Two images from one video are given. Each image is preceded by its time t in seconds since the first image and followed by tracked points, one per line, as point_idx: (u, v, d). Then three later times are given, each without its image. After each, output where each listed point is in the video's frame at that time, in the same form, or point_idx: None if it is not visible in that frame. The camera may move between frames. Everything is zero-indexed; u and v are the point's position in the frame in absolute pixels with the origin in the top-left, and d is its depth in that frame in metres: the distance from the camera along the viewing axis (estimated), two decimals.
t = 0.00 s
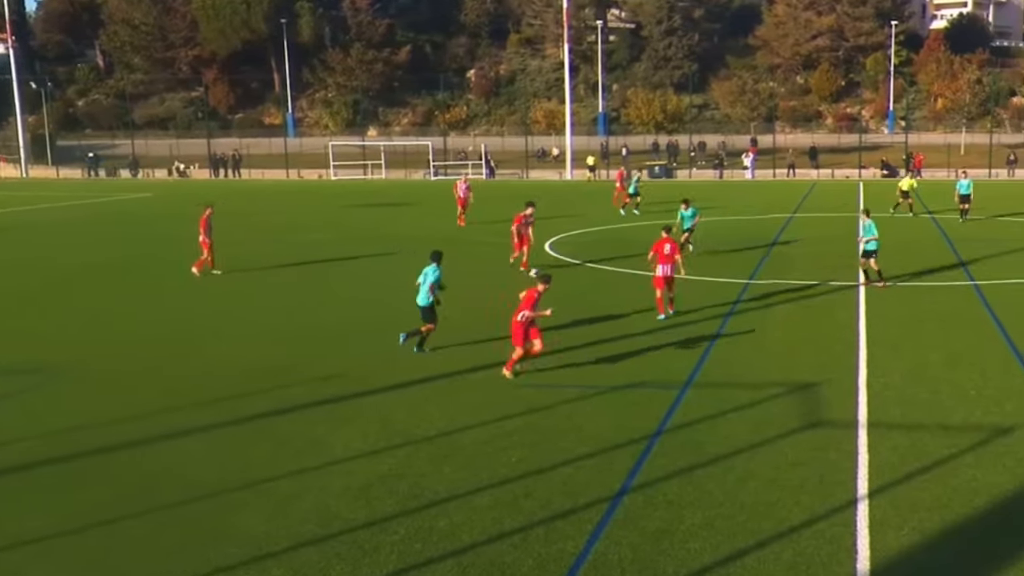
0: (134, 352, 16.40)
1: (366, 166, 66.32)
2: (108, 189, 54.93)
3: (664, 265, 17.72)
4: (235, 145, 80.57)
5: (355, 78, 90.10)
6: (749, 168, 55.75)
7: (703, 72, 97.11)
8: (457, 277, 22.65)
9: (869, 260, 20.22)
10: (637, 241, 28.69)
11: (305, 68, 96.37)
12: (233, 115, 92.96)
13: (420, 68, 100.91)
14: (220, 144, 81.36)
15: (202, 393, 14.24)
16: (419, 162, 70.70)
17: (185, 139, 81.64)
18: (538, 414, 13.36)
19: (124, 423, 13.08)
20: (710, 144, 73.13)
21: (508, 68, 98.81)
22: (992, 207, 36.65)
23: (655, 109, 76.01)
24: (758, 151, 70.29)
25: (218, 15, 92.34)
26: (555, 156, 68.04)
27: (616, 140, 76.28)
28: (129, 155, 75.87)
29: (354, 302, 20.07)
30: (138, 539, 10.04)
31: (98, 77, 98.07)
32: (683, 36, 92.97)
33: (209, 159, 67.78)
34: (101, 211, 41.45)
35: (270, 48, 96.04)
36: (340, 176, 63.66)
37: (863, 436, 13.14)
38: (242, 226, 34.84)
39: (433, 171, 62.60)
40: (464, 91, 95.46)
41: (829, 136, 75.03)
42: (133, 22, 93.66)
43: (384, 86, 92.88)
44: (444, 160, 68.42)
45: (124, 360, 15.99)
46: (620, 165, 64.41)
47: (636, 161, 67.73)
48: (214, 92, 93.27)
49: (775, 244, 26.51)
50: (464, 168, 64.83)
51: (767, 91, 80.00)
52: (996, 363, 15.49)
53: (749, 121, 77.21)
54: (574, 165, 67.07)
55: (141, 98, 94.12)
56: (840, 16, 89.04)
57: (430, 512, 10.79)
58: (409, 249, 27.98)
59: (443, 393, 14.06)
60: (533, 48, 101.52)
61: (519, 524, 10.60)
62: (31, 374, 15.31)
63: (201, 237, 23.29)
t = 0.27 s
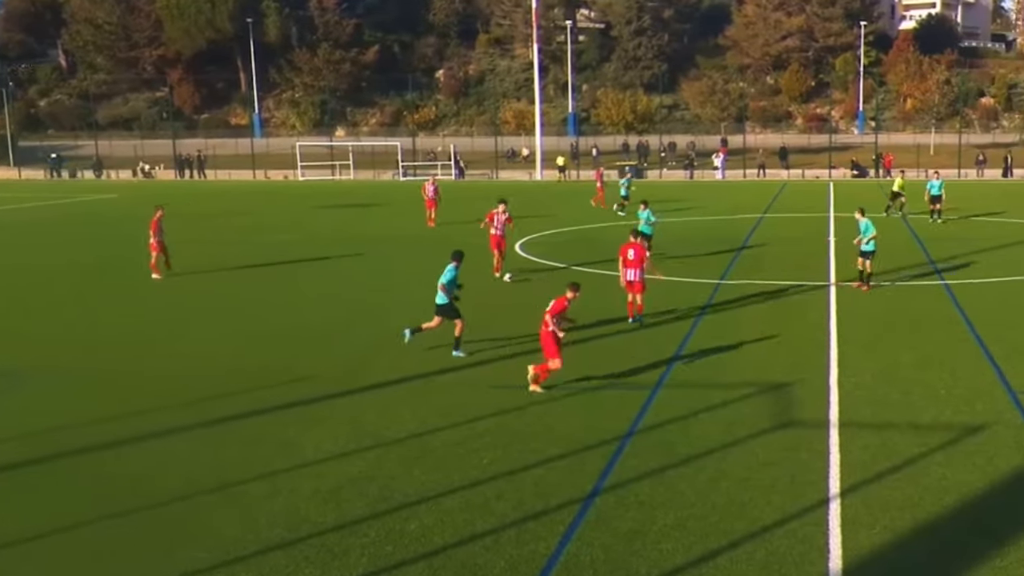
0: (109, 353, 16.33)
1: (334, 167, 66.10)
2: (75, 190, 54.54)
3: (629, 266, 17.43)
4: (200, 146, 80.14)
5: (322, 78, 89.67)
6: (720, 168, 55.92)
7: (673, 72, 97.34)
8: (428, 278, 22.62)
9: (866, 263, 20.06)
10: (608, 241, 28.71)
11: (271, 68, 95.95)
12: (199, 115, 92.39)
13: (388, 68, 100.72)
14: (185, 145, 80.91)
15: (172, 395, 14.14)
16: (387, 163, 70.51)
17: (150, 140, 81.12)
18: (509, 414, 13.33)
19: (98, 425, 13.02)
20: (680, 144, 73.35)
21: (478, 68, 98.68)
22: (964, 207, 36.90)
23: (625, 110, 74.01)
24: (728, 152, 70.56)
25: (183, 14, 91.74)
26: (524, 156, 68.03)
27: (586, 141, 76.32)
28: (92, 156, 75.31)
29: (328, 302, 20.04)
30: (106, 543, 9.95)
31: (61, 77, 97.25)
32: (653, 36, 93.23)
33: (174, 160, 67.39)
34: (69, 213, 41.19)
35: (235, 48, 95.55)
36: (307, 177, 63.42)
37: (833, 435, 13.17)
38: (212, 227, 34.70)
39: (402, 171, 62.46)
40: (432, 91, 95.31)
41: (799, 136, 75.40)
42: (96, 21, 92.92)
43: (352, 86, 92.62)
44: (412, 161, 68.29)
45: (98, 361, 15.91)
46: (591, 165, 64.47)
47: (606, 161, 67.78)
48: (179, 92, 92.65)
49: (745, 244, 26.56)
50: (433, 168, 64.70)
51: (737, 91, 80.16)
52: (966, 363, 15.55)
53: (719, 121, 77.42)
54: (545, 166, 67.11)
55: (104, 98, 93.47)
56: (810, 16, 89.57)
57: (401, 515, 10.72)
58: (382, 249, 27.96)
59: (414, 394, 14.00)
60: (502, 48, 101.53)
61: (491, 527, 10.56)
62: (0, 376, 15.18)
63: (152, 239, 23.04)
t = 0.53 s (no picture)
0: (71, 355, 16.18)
1: (291, 167, 65.73)
2: (29, 190, 53.94)
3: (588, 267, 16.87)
4: (154, 146, 79.44)
5: (279, 78, 88.98)
6: (682, 168, 56.15)
7: (635, 71, 97.66)
8: (390, 279, 22.52)
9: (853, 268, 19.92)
10: (570, 241, 28.70)
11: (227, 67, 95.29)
12: (154, 114, 91.53)
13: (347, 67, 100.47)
14: (139, 145, 80.16)
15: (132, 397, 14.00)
16: (345, 163, 70.21)
17: (103, 140, 80.33)
18: (472, 416, 13.27)
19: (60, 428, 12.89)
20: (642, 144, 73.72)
21: (437, 68, 98.56)
22: (926, 206, 37.13)
23: (586, 109, 74.21)
24: (688, 152, 70.82)
25: (136, 12, 90.78)
26: (485, 156, 68.02)
27: (547, 140, 76.31)
28: (44, 157, 74.44)
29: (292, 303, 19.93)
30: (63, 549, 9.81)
31: (12, 76, 95.98)
32: (614, 35, 93.73)
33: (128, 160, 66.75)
34: (25, 214, 40.69)
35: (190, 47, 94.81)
36: (264, 177, 63.03)
37: (797, 434, 13.18)
38: (171, 227, 34.43)
39: (361, 172, 62.22)
40: (391, 91, 95.03)
41: (761, 136, 75.96)
42: (47, 19, 91.77)
43: (308, 85, 92.16)
44: (371, 161, 68.04)
45: (56, 364, 15.71)
46: (551, 165, 64.50)
47: (568, 160, 67.88)
48: (132, 92, 91.61)
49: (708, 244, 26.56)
50: (392, 168, 64.45)
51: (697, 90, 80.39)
52: (929, 361, 15.63)
53: (680, 120, 77.54)
54: (506, 165, 67.22)
55: (56, 97, 92.34)
56: (771, 16, 90.35)
57: (363, 517, 10.64)
58: (346, 250, 27.86)
59: (377, 396, 13.91)
60: (461, 47, 101.51)
61: (453, 528, 10.49)
62: None
63: (93, 240, 22.71)
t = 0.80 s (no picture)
0: (23, 360, 15.95)
1: (239, 168, 65.07)
2: None
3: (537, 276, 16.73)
4: (96, 147, 78.33)
5: (225, 78, 87.80)
6: (635, 168, 56.29)
7: (587, 71, 97.72)
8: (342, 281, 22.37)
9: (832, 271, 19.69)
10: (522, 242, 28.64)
11: (172, 67, 94.12)
12: (96, 115, 90.17)
13: (293, 67, 99.72)
14: (80, 146, 78.99)
15: (80, 404, 13.80)
16: (294, 164, 69.56)
17: (44, 142, 79.09)
18: (426, 418, 13.18)
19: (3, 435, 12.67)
20: (596, 144, 73.73)
21: (386, 67, 98.16)
22: (879, 205, 37.42)
23: (539, 109, 73.99)
24: (641, 152, 70.90)
25: (77, 11, 89.33)
26: (436, 157, 67.72)
27: (500, 141, 76.14)
28: None
29: (247, 306, 19.75)
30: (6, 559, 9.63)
31: None
32: (565, 35, 93.39)
33: (70, 161, 65.77)
34: None
35: (133, 47, 93.44)
36: (210, 179, 62.32)
37: (753, 434, 13.20)
38: (118, 230, 34.00)
39: (309, 174, 61.75)
40: (340, 91, 94.53)
41: (714, 136, 76.21)
42: None
43: (256, 85, 91.31)
44: (319, 162, 67.51)
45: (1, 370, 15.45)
46: (503, 166, 64.35)
47: (521, 161, 67.76)
48: (74, 93, 90.12)
49: (661, 244, 26.60)
50: (341, 170, 63.95)
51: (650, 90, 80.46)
52: (883, 360, 15.72)
53: (633, 121, 77.39)
54: (457, 166, 67.04)
55: None
56: (723, 16, 90.62)
57: (316, 522, 10.52)
58: (300, 251, 27.64)
59: (329, 399, 13.79)
60: (411, 47, 101.26)
61: (407, 532, 10.39)
62: None
63: (21, 243, 22.36)
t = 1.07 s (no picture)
0: None
1: (178, 170, 64.48)
2: None
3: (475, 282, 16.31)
4: (32, 148, 77.28)
5: (162, 78, 86.33)
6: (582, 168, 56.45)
7: (532, 71, 97.92)
8: (287, 283, 22.21)
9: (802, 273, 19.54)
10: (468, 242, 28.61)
11: (108, 68, 92.90)
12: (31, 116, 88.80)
13: (232, 67, 98.87)
14: (15, 148, 77.87)
15: (19, 410, 13.55)
16: (234, 166, 69.04)
17: None
18: (374, 421, 13.08)
19: None
20: (541, 145, 73.91)
21: (328, 68, 97.86)
22: (826, 205, 37.74)
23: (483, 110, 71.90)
24: (588, 152, 71.13)
25: (10, 11, 87.96)
26: (380, 158, 67.55)
27: (445, 142, 76.06)
28: None
29: (194, 309, 19.51)
30: None
31: None
32: (510, 35, 93.43)
33: (4, 164, 64.81)
34: None
35: (68, 47, 92.13)
36: (149, 180, 61.68)
37: (703, 434, 13.19)
38: (58, 233, 33.55)
39: (251, 175, 61.29)
40: (281, 91, 94.12)
41: (661, 137, 76.65)
42: None
43: (195, 86, 90.46)
44: (261, 163, 67.05)
45: None
46: (448, 167, 64.32)
47: (466, 162, 67.79)
48: (7, 93, 88.54)
49: (608, 245, 26.69)
50: (284, 171, 63.58)
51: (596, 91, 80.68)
52: (833, 359, 15.79)
53: (579, 122, 77.46)
54: (401, 167, 66.94)
55: None
56: (669, 17, 91.18)
57: (261, 529, 10.38)
58: (248, 253, 27.38)
59: (275, 404, 13.64)
60: (354, 48, 100.91)
61: (354, 537, 10.27)
62: None
63: None
